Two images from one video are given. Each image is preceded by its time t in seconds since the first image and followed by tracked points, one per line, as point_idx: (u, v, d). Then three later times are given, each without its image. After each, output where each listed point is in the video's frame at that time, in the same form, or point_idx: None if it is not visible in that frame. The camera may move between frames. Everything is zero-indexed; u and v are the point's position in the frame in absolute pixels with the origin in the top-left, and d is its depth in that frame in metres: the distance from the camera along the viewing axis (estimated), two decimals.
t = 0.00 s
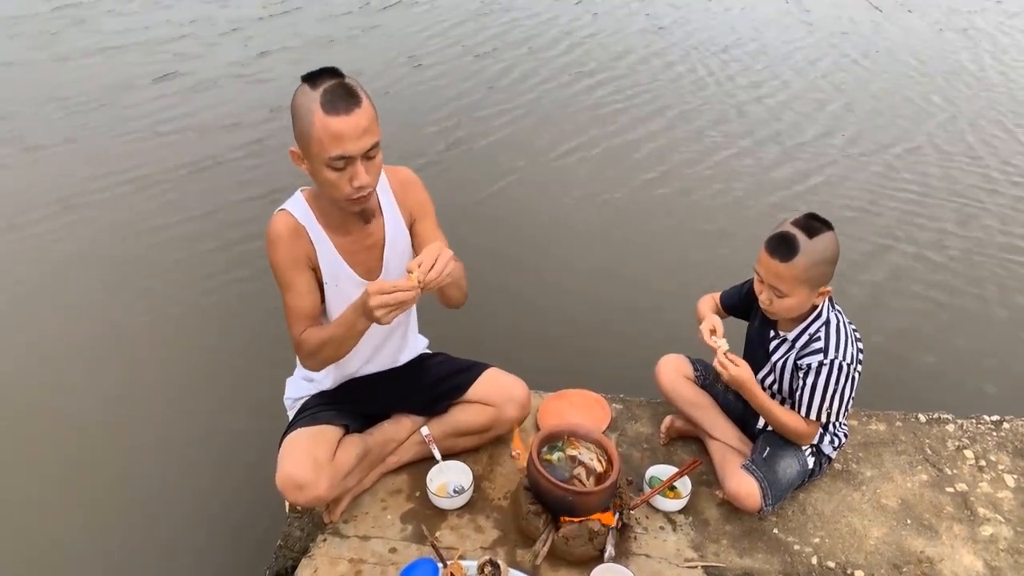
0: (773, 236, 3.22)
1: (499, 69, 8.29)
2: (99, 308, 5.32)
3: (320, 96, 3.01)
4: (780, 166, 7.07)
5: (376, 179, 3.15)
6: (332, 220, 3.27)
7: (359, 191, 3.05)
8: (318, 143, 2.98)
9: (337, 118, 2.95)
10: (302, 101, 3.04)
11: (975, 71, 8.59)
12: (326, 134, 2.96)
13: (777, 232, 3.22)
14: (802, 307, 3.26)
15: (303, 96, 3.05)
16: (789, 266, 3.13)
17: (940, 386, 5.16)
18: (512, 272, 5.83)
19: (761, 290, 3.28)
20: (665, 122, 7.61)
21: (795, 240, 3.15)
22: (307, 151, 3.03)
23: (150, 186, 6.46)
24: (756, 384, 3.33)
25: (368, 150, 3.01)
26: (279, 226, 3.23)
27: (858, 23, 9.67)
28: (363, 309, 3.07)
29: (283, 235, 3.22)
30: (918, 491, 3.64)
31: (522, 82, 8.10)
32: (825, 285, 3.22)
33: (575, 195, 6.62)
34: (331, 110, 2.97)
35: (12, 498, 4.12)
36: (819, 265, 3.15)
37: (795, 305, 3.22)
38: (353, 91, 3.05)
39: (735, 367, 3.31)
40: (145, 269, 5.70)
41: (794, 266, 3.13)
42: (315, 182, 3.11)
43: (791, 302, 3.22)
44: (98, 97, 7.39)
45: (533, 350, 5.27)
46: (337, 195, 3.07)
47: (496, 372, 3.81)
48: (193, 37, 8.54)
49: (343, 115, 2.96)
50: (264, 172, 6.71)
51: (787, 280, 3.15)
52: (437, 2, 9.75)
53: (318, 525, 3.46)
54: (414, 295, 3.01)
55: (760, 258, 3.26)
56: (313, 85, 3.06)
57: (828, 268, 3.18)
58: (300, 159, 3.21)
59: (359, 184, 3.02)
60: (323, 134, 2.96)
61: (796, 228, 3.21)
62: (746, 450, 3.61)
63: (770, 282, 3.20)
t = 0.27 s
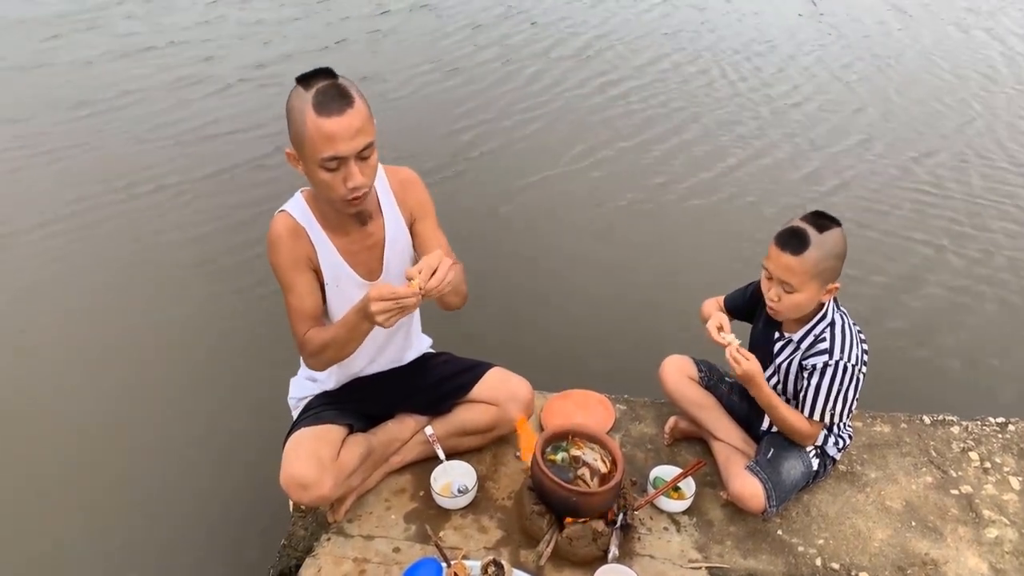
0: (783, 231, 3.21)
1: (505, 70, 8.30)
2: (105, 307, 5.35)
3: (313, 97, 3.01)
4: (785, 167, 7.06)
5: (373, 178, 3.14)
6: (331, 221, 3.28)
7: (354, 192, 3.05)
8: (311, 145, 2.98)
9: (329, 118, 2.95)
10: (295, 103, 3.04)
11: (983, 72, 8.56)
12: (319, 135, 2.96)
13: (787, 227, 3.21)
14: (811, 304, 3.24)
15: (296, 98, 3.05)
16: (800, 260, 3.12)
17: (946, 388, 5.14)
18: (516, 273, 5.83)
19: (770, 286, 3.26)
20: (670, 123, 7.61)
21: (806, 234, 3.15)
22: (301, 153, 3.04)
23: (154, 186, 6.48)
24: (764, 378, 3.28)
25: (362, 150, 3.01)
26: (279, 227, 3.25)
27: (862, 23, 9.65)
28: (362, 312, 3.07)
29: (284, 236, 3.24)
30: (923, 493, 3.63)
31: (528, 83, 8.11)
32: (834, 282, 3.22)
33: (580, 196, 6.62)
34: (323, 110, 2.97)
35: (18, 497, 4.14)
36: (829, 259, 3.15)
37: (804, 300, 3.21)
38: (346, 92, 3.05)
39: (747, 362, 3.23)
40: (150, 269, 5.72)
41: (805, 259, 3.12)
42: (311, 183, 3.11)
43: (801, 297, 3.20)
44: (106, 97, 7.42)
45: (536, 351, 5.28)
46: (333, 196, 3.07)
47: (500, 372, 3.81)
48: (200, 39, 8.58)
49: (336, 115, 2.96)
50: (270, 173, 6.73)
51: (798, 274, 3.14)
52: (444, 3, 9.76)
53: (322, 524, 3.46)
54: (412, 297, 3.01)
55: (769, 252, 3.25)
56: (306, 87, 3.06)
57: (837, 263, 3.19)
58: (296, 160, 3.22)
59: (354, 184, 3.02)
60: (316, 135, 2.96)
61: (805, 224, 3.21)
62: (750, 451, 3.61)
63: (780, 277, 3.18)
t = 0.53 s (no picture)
0: (790, 229, 3.21)
1: (510, 71, 8.32)
2: (110, 307, 5.37)
3: (313, 98, 3.01)
4: (789, 167, 7.06)
5: (373, 179, 3.14)
6: (332, 221, 3.28)
7: (354, 193, 3.04)
8: (310, 145, 2.99)
9: (329, 119, 2.95)
10: (295, 104, 3.05)
11: (989, 73, 8.54)
12: (318, 135, 2.96)
13: (793, 225, 3.21)
14: (820, 302, 3.24)
15: (296, 99, 3.06)
16: (809, 256, 3.12)
17: (950, 389, 5.12)
18: (519, 273, 5.84)
19: (778, 284, 3.25)
20: (675, 124, 7.61)
21: (813, 231, 3.15)
22: (300, 153, 3.04)
23: (158, 187, 6.50)
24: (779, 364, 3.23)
25: (361, 151, 3.01)
26: (280, 227, 3.26)
27: (866, 24, 9.65)
28: (359, 314, 3.06)
29: (285, 236, 3.25)
30: (926, 494, 3.63)
31: (532, 84, 8.12)
32: (841, 279, 3.22)
33: (584, 197, 6.62)
34: (323, 111, 2.97)
35: (23, 495, 4.16)
36: (837, 256, 3.15)
37: (814, 297, 3.20)
38: (346, 93, 3.05)
39: (771, 350, 3.14)
40: (155, 268, 5.74)
41: (813, 256, 3.12)
42: (311, 184, 3.11)
43: (811, 294, 3.19)
44: (112, 98, 7.46)
45: (540, 352, 5.29)
46: (333, 197, 3.08)
47: (503, 372, 3.81)
48: (206, 40, 8.62)
49: (335, 116, 2.96)
50: (274, 173, 6.75)
51: (806, 270, 3.13)
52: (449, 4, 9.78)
53: (325, 524, 3.47)
54: (412, 300, 3.00)
55: (776, 250, 3.24)
56: (306, 87, 3.07)
57: (845, 259, 3.19)
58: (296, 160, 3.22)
59: (354, 185, 3.02)
60: (315, 135, 2.96)
61: (812, 222, 3.21)
62: (753, 452, 3.61)
63: (788, 275, 3.17)
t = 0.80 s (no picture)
0: (792, 227, 3.20)
1: (512, 71, 8.32)
2: (112, 305, 5.38)
3: (311, 95, 3.00)
4: (791, 167, 7.05)
5: (373, 177, 3.13)
6: (332, 220, 3.28)
7: (353, 190, 3.03)
8: (309, 142, 2.98)
9: (327, 115, 2.95)
10: (294, 101, 3.05)
11: (993, 73, 8.52)
12: (317, 132, 2.96)
13: (796, 223, 3.20)
14: (823, 300, 3.23)
15: (295, 96, 3.05)
16: (810, 254, 3.11)
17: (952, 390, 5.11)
18: (521, 272, 5.84)
19: (780, 282, 3.24)
20: (677, 123, 7.61)
21: (815, 228, 3.14)
22: (299, 150, 3.04)
23: (159, 187, 6.50)
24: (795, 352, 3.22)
25: (360, 148, 3.00)
26: (280, 225, 3.26)
27: (870, 24, 9.64)
28: (354, 314, 3.04)
29: (284, 234, 3.25)
30: (928, 493, 3.62)
31: (535, 83, 8.12)
32: (844, 277, 3.21)
33: (586, 196, 6.61)
34: (322, 108, 2.96)
35: (25, 494, 4.17)
36: (839, 254, 3.14)
37: (817, 294, 3.19)
38: (345, 89, 3.04)
39: (787, 327, 3.14)
40: (157, 267, 5.74)
41: (815, 253, 3.11)
42: (310, 181, 3.11)
43: (813, 292, 3.18)
44: (115, 98, 7.48)
45: (542, 352, 5.29)
46: (332, 194, 3.07)
47: (505, 371, 3.79)
48: (209, 40, 8.64)
49: (334, 113, 2.95)
50: (277, 172, 6.75)
51: (809, 268, 3.12)
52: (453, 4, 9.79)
53: (326, 523, 3.46)
54: (411, 299, 2.98)
55: (779, 248, 3.23)
56: (305, 84, 3.06)
57: (848, 256, 3.18)
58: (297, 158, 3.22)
59: (353, 182, 3.01)
60: (314, 132, 2.96)
61: (814, 220, 3.20)
62: (755, 451, 3.60)
63: (791, 273, 3.16)
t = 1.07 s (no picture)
0: (792, 230, 3.19)
1: (514, 71, 8.32)
2: (113, 305, 5.38)
3: (310, 92, 2.99)
4: (793, 166, 7.04)
5: (373, 174, 3.12)
6: (332, 218, 3.27)
7: (352, 187, 3.02)
8: (308, 139, 2.97)
9: (327, 112, 2.94)
10: (293, 99, 3.04)
11: (995, 74, 8.51)
12: (316, 129, 2.95)
13: (796, 226, 3.19)
14: (823, 303, 3.22)
15: (294, 94, 3.05)
16: (810, 257, 3.10)
17: (954, 391, 5.10)
18: (522, 272, 5.83)
19: (781, 285, 3.24)
20: (679, 123, 7.59)
21: (814, 231, 3.13)
22: (299, 147, 3.03)
23: (161, 187, 6.50)
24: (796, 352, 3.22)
25: (360, 145, 2.99)
26: (280, 223, 3.27)
27: (872, 24, 9.63)
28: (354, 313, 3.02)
29: (284, 233, 3.26)
30: (930, 494, 3.61)
31: (537, 83, 8.11)
32: (845, 279, 3.19)
33: (587, 195, 6.60)
34: (321, 105, 2.95)
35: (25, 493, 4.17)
36: (840, 256, 3.13)
37: (817, 298, 3.18)
38: (344, 87, 3.03)
39: (784, 327, 3.15)
40: (158, 267, 5.75)
41: (815, 256, 3.10)
42: (309, 179, 3.10)
43: (812, 296, 3.17)
44: (117, 97, 7.48)
45: (542, 352, 5.28)
46: (332, 191, 3.06)
47: (505, 371, 3.78)
48: (211, 40, 8.64)
49: (333, 110, 2.95)
50: (278, 172, 6.75)
51: (808, 271, 3.11)
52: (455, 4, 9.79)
53: (327, 523, 3.46)
54: (411, 296, 2.96)
55: (779, 252, 3.22)
56: (303, 82, 3.06)
57: (848, 259, 3.16)
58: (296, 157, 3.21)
59: (353, 179, 3.00)
60: (313, 129, 2.95)
61: (814, 222, 3.19)
62: (757, 451, 3.59)
63: (790, 276, 3.16)
